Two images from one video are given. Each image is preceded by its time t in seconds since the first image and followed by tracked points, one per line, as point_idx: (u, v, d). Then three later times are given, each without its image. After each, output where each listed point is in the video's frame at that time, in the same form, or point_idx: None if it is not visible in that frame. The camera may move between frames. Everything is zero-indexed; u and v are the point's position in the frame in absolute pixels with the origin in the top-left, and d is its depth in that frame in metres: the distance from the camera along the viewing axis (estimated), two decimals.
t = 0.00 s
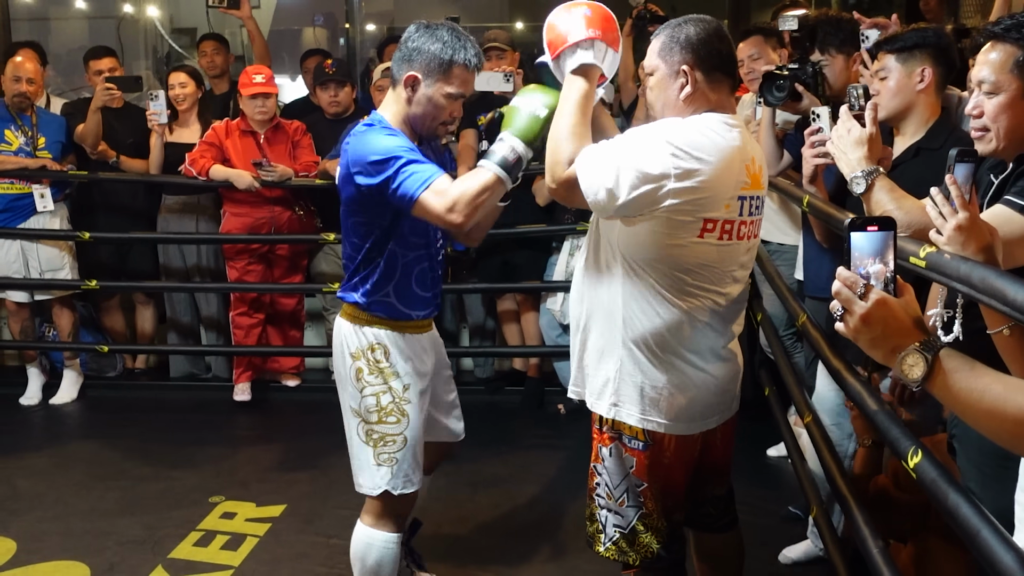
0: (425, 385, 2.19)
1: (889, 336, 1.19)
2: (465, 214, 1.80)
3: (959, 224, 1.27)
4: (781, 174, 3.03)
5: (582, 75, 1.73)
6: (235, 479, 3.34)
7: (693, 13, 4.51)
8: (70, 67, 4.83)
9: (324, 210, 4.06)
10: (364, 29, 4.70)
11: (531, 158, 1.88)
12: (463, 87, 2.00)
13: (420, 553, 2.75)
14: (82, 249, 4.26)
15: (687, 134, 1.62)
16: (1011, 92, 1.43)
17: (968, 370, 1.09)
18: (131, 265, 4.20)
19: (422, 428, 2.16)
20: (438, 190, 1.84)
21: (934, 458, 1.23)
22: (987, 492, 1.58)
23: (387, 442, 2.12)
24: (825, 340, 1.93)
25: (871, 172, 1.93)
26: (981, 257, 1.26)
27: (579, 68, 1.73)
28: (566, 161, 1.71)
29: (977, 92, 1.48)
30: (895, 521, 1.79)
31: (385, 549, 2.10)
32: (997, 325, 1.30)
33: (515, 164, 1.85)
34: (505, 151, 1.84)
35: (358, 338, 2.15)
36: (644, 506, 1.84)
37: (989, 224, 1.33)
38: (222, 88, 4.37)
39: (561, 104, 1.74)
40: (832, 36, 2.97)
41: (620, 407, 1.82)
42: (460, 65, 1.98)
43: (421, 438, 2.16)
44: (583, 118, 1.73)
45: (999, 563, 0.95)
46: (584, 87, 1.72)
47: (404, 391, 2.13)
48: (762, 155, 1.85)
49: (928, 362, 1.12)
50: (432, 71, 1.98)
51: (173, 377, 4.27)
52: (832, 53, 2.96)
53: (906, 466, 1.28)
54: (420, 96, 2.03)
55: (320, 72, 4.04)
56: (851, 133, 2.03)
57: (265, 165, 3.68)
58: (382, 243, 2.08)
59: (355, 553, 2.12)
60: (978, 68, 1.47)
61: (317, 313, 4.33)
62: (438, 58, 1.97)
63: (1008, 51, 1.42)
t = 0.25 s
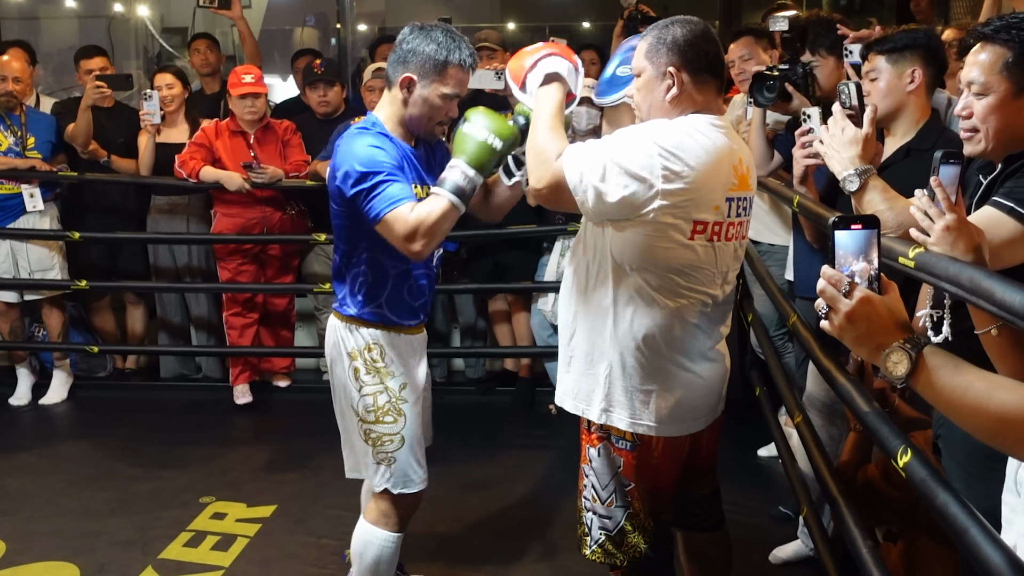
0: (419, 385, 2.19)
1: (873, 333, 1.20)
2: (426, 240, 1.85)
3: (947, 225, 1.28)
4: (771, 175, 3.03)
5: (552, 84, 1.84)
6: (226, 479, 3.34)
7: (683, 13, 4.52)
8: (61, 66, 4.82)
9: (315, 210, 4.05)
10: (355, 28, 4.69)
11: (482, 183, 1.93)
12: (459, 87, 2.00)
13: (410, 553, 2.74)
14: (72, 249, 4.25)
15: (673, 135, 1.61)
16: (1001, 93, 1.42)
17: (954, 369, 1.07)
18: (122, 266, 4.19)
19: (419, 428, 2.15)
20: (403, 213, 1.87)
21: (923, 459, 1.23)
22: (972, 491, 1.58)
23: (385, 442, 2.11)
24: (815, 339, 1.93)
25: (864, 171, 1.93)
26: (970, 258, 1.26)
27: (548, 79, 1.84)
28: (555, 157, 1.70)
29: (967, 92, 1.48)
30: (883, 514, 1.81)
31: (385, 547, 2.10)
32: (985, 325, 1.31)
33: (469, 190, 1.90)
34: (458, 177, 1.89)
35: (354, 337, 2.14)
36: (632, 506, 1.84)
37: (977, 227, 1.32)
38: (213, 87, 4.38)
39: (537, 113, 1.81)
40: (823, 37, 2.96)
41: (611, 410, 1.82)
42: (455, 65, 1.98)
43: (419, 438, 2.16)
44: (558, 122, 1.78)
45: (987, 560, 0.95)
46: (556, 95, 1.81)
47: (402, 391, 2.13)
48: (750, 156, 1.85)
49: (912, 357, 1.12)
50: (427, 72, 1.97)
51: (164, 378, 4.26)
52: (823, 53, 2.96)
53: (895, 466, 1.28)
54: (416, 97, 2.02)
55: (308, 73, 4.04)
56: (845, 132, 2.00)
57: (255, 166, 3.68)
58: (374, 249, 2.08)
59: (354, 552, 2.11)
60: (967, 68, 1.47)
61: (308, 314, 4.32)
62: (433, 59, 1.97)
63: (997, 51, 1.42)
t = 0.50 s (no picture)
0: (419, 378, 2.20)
1: (864, 317, 1.16)
2: (404, 254, 1.87)
3: (936, 227, 1.28)
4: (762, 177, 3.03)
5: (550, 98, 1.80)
6: (217, 483, 3.33)
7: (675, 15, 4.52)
8: (51, 69, 4.80)
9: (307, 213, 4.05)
10: (346, 30, 4.68)
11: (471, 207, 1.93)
12: (455, 88, 1.99)
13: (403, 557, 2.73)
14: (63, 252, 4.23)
15: (662, 139, 1.61)
16: (986, 94, 1.43)
17: (941, 356, 1.04)
18: (114, 268, 4.18)
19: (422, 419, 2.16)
20: (384, 225, 1.89)
21: (916, 462, 1.22)
22: (966, 497, 1.56)
23: (390, 434, 2.11)
24: (808, 341, 1.93)
25: (861, 168, 1.87)
26: (960, 259, 1.27)
27: (547, 93, 1.80)
28: (542, 168, 1.73)
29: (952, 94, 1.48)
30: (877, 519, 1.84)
31: (394, 540, 2.09)
32: (976, 327, 1.32)
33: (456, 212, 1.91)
34: (447, 198, 1.89)
35: (347, 335, 2.14)
36: (625, 510, 1.83)
37: (964, 229, 1.33)
38: (204, 89, 4.35)
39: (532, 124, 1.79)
40: (814, 38, 2.98)
41: (604, 411, 1.82)
42: (450, 66, 1.98)
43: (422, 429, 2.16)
44: (555, 136, 1.78)
45: (977, 564, 0.95)
46: (552, 109, 1.79)
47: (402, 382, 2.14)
48: (743, 160, 1.84)
49: (901, 342, 1.07)
50: (422, 74, 1.97)
51: (155, 381, 4.25)
52: (814, 55, 2.97)
53: (887, 469, 1.27)
54: (411, 98, 2.02)
55: (298, 75, 4.03)
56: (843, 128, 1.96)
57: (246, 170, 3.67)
58: (361, 253, 2.08)
59: (364, 543, 2.11)
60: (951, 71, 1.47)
61: (300, 316, 4.31)
62: (428, 61, 1.96)
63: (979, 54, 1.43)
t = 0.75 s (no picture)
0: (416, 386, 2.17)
1: (869, 299, 1.10)
2: (456, 201, 1.79)
3: (930, 230, 1.29)
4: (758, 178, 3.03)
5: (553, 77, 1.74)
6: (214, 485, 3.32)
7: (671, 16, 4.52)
8: (48, 71, 4.79)
9: (304, 215, 4.04)
10: (343, 32, 4.66)
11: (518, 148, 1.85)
12: (447, 90, 1.99)
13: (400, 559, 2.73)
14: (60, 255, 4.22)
15: (660, 140, 1.60)
16: (976, 114, 1.42)
17: (941, 343, 1.01)
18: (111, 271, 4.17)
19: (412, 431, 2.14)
20: (426, 183, 1.82)
21: (914, 463, 1.22)
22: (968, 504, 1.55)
23: (376, 444, 2.10)
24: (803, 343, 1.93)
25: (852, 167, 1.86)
26: (954, 259, 1.27)
27: (550, 71, 1.74)
28: (540, 162, 1.67)
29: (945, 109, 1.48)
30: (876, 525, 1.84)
31: (374, 549, 2.08)
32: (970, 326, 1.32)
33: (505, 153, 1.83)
34: (494, 140, 1.82)
35: (346, 339, 2.15)
36: (618, 511, 1.84)
37: (958, 231, 1.32)
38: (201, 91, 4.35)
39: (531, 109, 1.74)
40: (811, 40, 2.98)
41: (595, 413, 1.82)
42: (443, 68, 1.97)
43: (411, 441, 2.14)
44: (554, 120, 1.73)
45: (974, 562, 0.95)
46: (554, 89, 1.73)
47: (394, 392, 2.11)
48: (741, 163, 1.85)
49: (903, 324, 1.03)
50: (415, 76, 1.97)
51: (152, 383, 4.24)
52: (810, 56, 2.97)
53: (885, 471, 1.27)
54: (405, 100, 2.02)
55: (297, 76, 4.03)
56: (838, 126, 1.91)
57: (243, 171, 3.67)
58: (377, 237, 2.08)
59: (344, 552, 2.11)
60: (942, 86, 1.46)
61: (298, 318, 4.31)
62: (420, 62, 1.96)
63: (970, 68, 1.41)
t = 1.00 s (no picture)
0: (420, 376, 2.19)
1: (865, 285, 1.12)
2: (403, 248, 1.87)
3: (925, 233, 1.28)
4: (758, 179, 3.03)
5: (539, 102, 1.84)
6: (214, 486, 3.32)
7: (671, 18, 4.52)
8: (48, 72, 4.80)
9: (304, 216, 4.04)
10: (343, 33, 4.71)
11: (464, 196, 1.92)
12: (452, 93, 1.99)
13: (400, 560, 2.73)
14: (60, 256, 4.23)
15: (648, 145, 1.61)
16: (966, 111, 1.48)
17: (931, 328, 1.03)
18: (112, 272, 4.18)
19: (420, 418, 2.15)
20: (384, 219, 1.90)
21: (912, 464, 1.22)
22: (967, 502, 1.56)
23: (387, 433, 2.11)
24: (802, 343, 1.94)
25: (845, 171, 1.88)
26: (949, 263, 1.27)
27: (534, 98, 1.84)
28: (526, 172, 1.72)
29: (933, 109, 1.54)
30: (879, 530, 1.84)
31: (388, 539, 2.09)
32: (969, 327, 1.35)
33: (450, 202, 1.90)
34: (440, 188, 1.89)
35: (350, 334, 2.15)
36: (625, 515, 1.86)
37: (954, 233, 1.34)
38: (201, 93, 4.35)
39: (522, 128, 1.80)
40: (811, 41, 2.97)
41: (598, 419, 1.83)
42: (447, 71, 1.97)
43: (421, 428, 2.15)
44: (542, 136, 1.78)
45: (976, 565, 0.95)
46: (540, 112, 1.81)
47: (401, 382, 2.13)
48: (739, 161, 1.83)
49: (897, 309, 1.05)
50: (419, 78, 1.97)
51: (152, 384, 4.24)
52: (811, 56, 2.95)
53: (884, 471, 1.27)
54: (409, 101, 2.02)
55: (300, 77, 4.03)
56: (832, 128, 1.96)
57: (243, 171, 3.67)
58: (363, 248, 2.09)
59: (358, 543, 2.11)
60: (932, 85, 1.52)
61: (298, 319, 4.31)
62: (425, 65, 1.96)
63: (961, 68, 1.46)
